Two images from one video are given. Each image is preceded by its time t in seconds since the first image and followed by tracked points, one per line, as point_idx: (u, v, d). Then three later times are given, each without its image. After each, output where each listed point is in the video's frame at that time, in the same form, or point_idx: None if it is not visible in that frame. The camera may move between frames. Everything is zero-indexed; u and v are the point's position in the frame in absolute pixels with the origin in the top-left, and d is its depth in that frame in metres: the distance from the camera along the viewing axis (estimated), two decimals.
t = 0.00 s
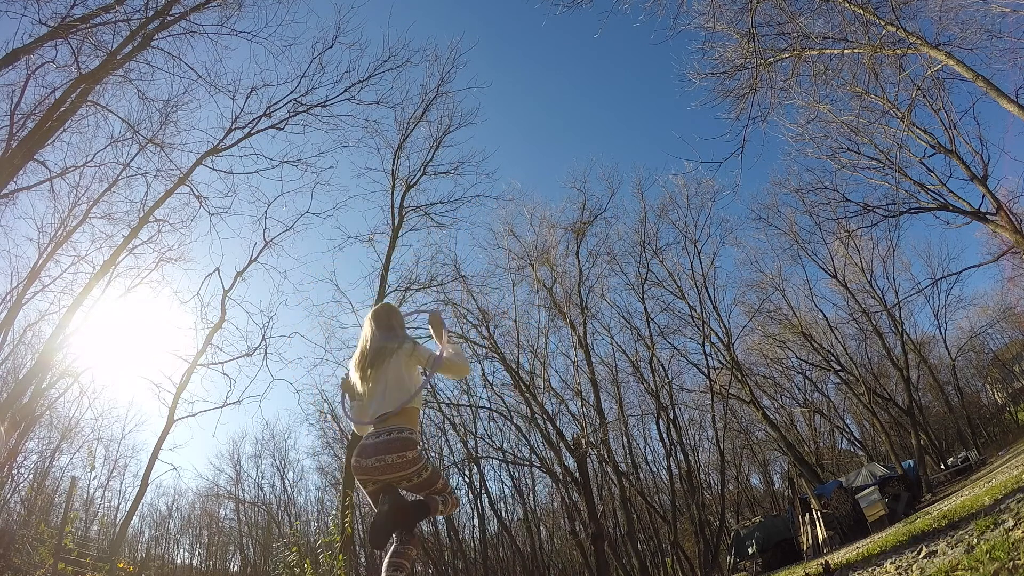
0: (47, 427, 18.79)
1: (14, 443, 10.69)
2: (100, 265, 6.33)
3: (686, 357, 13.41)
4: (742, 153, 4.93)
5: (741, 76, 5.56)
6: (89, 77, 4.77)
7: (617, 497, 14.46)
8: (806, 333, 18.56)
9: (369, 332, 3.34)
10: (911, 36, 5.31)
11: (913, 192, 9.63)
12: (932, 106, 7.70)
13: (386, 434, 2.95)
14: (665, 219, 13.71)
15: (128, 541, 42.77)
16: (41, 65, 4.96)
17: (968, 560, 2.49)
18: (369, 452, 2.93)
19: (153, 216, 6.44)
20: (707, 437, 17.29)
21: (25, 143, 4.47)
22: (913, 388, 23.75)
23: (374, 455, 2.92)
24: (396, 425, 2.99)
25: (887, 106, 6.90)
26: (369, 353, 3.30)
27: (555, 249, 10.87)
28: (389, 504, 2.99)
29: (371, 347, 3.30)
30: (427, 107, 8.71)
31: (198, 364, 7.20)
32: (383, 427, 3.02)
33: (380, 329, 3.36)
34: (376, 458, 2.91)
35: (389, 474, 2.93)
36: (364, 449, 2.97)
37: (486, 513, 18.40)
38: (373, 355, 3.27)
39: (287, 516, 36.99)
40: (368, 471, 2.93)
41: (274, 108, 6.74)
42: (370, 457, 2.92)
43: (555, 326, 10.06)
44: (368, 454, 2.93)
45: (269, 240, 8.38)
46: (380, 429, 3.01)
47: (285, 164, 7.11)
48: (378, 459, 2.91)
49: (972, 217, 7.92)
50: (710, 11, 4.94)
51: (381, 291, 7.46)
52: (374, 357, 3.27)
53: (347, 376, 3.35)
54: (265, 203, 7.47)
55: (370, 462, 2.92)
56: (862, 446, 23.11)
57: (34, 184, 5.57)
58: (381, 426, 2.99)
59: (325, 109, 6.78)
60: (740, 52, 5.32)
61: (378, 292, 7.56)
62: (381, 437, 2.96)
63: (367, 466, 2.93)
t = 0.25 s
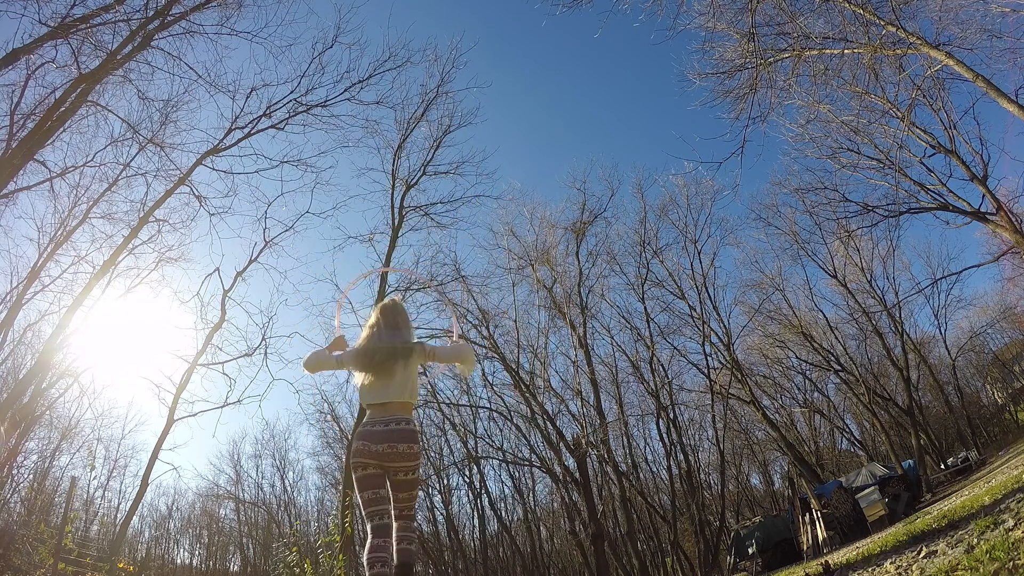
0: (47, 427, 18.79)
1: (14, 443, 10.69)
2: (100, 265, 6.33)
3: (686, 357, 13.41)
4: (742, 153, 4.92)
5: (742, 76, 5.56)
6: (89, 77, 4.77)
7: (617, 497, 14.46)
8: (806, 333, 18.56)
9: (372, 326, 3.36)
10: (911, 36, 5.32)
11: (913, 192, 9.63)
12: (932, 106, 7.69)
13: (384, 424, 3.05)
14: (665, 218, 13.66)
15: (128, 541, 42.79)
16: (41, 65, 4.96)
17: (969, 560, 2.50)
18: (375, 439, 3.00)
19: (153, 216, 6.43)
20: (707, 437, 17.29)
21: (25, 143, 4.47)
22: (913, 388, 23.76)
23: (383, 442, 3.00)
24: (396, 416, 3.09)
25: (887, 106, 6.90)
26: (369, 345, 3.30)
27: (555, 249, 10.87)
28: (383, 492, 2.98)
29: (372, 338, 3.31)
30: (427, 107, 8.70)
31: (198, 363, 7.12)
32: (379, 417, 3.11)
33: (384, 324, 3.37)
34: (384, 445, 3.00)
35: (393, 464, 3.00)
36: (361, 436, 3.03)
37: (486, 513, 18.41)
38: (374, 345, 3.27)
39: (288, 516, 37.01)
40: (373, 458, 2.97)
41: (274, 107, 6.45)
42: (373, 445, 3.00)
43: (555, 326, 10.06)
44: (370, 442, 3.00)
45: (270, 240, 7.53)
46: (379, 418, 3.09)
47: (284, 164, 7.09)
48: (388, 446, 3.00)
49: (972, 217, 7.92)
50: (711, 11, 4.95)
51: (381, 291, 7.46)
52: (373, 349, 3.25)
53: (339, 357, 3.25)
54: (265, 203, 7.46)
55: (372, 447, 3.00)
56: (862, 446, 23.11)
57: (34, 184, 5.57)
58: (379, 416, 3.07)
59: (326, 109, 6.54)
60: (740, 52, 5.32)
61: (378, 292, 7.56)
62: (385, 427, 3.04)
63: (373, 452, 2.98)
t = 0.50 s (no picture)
0: (47, 427, 18.78)
1: (14, 443, 10.68)
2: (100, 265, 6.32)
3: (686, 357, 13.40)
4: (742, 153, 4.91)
5: (741, 76, 5.55)
6: (89, 77, 4.77)
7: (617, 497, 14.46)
8: (806, 333, 18.55)
9: (372, 331, 3.28)
10: (911, 35, 5.30)
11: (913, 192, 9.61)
12: (932, 106, 7.68)
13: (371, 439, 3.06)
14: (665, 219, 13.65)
15: (128, 541, 42.78)
16: (40, 65, 4.95)
17: (968, 560, 2.49)
18: (365, 452, 3.00)
19: (153, 216, 6.42)
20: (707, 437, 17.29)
21: (25, 143, 4.47)
22: (913, 388, 23.75)
23: (371, 455, 3.01)
24: (382, 432, 3.12)
25: (887, 106, 6.89)
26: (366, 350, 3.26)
27: (554, 249, 10.86)
28: (364, 499, 2.94)
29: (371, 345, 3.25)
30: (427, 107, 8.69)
31: (198, 363, 7.14)
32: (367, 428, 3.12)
33: (382, 328, 3.32)
34: (373, 458, 3.01)
35: (377, 477, 3.00)
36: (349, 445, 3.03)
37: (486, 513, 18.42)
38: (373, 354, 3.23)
39: (288, 516, 37.03)
40: (360, 468, 2.97)
41: (274, 108, 6.44)
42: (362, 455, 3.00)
43: (555, 326, 10.05)
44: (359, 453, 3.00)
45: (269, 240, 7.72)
46: (366, 431, 3.09)
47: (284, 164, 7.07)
48: (376, 459, 3.01)
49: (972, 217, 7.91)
50: (711, 11, 4.94)
51: (381, 291, 7.46)
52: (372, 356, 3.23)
53: (336, 357, 3.16)
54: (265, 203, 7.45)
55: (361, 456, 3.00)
56: (862, 446, 23.10)
57: (34, 184, 5.56)
58: (367, 429, 3.08)
59: (326, 110, 6.49)
60: (740, 52, 5.31)
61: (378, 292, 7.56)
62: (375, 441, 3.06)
63: (360, 463, 2.98)
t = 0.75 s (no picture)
0: (47, 427, 18.78)
1: (14, 443, 10.68)
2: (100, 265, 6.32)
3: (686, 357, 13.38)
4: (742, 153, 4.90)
5: (742, 76, 5.55)
6: (89, 77, 4.77)
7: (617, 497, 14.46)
8: (806, 333, 18.55)
9: (365, 335, 3.26)
10: (911, 35, 5.31)
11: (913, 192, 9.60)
12: (932, 105, 7.67)
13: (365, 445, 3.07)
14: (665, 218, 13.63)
15: (128, 541, 42.77)
16: (40, 65, 4.95)
17: (968, 560, 2.50)
18: (358, 459, 3.01)
19: (153, 216, 6.42)
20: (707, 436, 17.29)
21: (25, 143, 4.47)
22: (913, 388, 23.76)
23: (365, 461, 3.02)
24: (377, 439, 3.12)
25: (887, 106, 6.88)
26: (361, 354, 3.24)
27: (554, 249, 10.86)
28: (359, 504, 2.95)
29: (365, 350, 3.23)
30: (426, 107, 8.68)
31: (198, 363, 7.15)
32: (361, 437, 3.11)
33: (375, 330, 3.31)
34: (366, 464, 3.01)
35: (372, 481, 3.01)
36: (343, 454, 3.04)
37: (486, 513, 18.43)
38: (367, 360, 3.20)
39: (288, 516, 37.03)
40: (352, 475, 2.97)
41: (273, 107, 6.32)
42: (356, 463, 3.00)
43: (555, 326, 10.05)
44: (354, 460, 3.01)
45: (270, 240, 7.66)
46: (359, 439, 3.09)
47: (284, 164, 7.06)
48: (369, 465, 3.02)
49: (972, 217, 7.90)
50: (711, 11, 4.94)
51: (381, 291, 7.46)
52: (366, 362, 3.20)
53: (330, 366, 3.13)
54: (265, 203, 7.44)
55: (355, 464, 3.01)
56: (862, 446, 23.09)
57: (34, 184, 5.56)
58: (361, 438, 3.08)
59: (326, 109, 6.36)
60: (740, 53, 5.32)
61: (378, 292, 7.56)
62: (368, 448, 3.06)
63: (354, 469, 2.99)
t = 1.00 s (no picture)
0: (47, 427, 18.77)
1: (14, 442, 10.67)
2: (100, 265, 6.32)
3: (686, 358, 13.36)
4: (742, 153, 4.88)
5: (741, 76, 5.54)
6: (89, 77, 4.77)
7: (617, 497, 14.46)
8: (806, 333, 18.55)
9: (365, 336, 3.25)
10: (911, 35, 5.30)
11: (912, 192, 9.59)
12: (931, 106, 7.66)
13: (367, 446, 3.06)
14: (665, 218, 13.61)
15: (128, 541, 42.75)
16: (40, 65, 4.94)
17: (969, 560, 2.50)
18: (361, 460, 3.01)
19: (153, 216, 6.42)
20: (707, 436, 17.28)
21: (25, 143, 4.47)
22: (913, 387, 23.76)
23: (368, 463, 3.01)
24: (380, 440, 3.12)
25: (887, 106, 6.87)
26: (360, 356, 3.22)
27: (554, 249, 10.85)
28: (362, 506, 2.95)
29: (364, 352, 3.22)
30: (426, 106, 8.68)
31: (198, 363, 7.16)
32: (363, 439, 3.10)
33: (373, 331, 3.29)
34: (368, 466, 3.01)
35: (375, 483, 3.00)
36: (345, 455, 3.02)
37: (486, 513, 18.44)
38: (366, 362, 3.20)
39: (288, 516, 37.03)
40: (356, 477, 2.97)
41: (273, 107, 6.42)
42: (359, 465, 2.99)
43: (555, 326, 10.05)
44: (356, 462, 3.00)
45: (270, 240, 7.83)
46: (361, 441, 3.08)
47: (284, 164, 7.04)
48: (371, 466, 3.01)
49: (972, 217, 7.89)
50: (711, 11, 4.93)
51: (381, 291, 7.47)
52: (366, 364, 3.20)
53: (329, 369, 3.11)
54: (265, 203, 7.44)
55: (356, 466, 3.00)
56: (862, 446, 23.08)
57: (34, 184, 5.55)
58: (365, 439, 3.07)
59: (326, 109, 6.45)
60: (740, 52, 5.31)
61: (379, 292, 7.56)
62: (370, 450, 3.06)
63: (357, 471, 2.98)
